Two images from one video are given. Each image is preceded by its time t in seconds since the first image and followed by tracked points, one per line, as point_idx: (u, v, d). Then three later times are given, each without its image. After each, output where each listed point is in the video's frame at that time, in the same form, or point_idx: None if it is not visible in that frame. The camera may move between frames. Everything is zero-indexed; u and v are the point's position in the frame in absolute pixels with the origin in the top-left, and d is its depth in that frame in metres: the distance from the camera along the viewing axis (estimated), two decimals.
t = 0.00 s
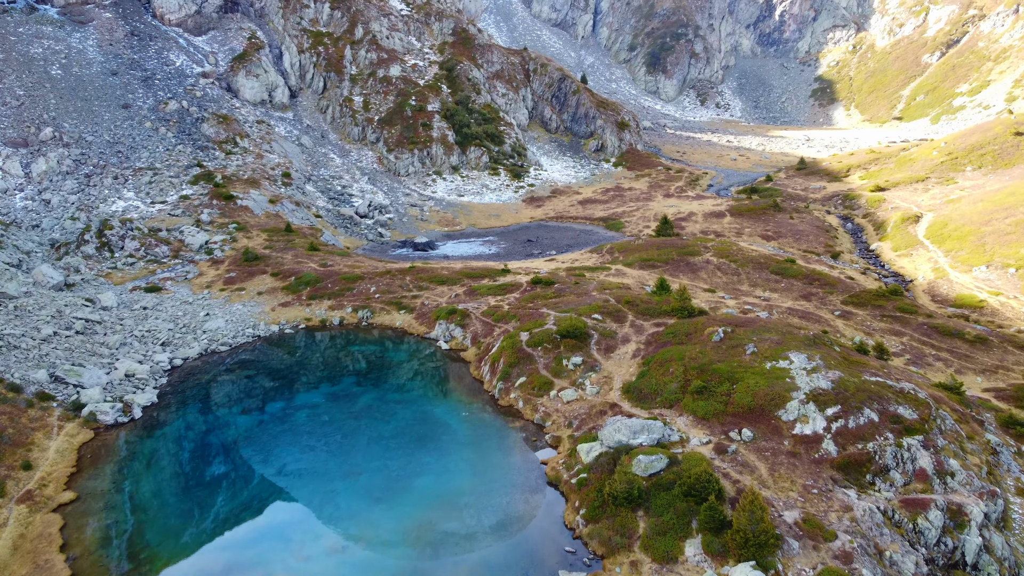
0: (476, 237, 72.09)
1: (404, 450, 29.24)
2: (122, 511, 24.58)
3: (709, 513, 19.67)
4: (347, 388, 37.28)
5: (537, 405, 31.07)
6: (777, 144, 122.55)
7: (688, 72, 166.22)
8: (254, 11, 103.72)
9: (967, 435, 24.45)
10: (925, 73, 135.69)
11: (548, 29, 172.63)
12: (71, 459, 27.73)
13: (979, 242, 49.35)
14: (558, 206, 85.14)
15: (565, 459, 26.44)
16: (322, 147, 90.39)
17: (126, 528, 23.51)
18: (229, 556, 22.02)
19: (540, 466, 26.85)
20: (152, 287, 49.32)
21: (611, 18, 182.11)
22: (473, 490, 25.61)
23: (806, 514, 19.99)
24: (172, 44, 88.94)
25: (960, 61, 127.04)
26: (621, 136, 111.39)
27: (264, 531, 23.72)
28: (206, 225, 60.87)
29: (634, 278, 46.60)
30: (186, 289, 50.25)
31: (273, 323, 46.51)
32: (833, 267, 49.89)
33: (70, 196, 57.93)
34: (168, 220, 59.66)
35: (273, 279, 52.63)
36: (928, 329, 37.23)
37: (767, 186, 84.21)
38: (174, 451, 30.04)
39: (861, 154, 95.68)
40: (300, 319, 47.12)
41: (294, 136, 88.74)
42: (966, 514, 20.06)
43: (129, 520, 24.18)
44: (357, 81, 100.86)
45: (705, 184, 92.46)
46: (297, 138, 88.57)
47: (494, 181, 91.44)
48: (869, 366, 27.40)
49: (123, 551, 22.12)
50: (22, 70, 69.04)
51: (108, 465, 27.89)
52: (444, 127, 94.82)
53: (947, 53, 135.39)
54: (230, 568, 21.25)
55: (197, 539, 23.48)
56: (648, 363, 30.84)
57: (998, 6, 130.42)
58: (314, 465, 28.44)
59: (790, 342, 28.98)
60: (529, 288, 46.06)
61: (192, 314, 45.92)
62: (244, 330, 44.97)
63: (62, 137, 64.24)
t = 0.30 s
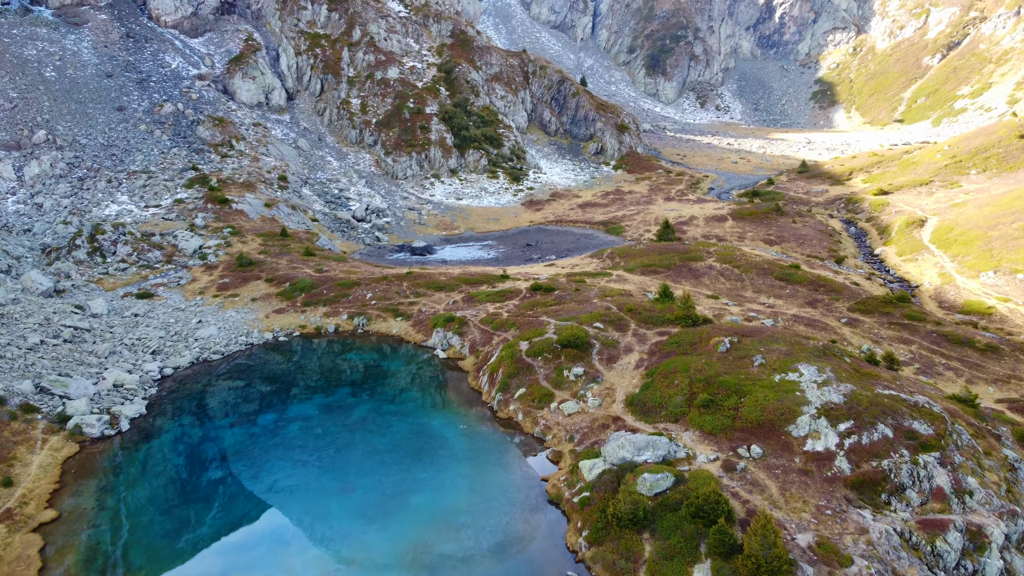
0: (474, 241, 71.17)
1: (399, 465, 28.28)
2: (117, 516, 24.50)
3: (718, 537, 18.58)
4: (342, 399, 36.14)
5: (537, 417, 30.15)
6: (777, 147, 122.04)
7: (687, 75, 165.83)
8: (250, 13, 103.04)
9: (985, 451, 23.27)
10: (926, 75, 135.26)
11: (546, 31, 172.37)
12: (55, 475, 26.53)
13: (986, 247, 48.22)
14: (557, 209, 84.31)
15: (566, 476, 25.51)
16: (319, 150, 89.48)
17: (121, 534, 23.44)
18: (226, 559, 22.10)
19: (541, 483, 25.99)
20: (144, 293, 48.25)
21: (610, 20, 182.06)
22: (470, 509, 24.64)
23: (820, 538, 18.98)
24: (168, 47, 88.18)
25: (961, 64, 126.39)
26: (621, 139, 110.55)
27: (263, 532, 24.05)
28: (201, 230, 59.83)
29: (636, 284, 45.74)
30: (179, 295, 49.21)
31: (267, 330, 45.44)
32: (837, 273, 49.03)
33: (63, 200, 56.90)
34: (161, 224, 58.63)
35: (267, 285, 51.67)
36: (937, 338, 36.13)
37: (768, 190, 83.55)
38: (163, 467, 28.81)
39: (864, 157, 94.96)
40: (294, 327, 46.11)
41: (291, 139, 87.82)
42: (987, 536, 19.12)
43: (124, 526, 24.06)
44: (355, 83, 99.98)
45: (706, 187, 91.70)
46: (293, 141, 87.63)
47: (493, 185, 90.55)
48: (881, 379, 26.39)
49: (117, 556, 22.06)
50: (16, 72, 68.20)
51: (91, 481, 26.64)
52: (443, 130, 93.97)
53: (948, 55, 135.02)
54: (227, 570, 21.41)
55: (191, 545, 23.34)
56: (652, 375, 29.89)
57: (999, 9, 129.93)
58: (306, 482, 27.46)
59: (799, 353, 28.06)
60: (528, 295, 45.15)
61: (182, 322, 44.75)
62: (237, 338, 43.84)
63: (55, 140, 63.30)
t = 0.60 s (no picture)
0: (471, 246, 70.15)
1: (392, 483, 27.12)
2: (109, 524, 23.73)
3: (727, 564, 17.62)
4: (334, 411, 34.81)
5: (535, 431, 29.26)
6: (776, 150, 121.66)
7: (685, 77, 165.61)
8: (245, 15, 102.01)
9: (1001, 467, 22.13)
10: (924, 78, 135.12)
11: (543, 34, 172.11)
12: (33, 492, 24.69)
13: (990, 252, 47.34)
14: (555, 213, 83.42)
15: (566, 494, 24.55)
16: (314, 153, 88.35)
17: (115, 541, 22.79)
18: (222, 561, 22.28)
19: (540, 501, 25.03)
20: (132, 300, 46.87)
21: (607, 23, 182.11)
22: (466, 529, 23.50)
23: (835, 564, 17.74)
24: (162, 49, 87.05)
25: (960, 66, 126.10)
26: (618, 142, 109.80)
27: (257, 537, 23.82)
28: (192, 234, 58.59)
29: (636, 291, 44.87)
30: (169, 302, 47.93)
31: (258, 338, 44.17)
32: (840, 278, 48.23)
33: (52, 204, 55.59)
34: (153, 229, 57.40)
35: (259, 291, 50.57)
36: (944, 346, 35.20)
37: (768, 193, 82.99)
38: (145, 484, 27.02)
39: (864, 160, 94.46)
40: (286, 334, 44.95)
41: (285, 142, 86.68)
42: (1008, 559, 17.96)
43: (117, 534, 23.33)
44: (350, 85, 98.88)
45: (704, 190, 91.02)
46: (288, 144, 86.46)
47: (490, 188, 89.60)
48: (891, 392, 25.40)
49: (110, 563, 21.48)
50: (5, 74, 66.90)
51: (72, 499, 24.86)
52: (439, 133, 93.05)
53: (946, 57, 134.91)
54: (224, 570, 21.73)
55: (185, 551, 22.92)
56: (653, 387, 28.96)
57: (998, 11, 129.90)
58: (294, 500, 26.25)
59: (805, 365, 27.15)
60: (526, 302, 44.21)
61: (171, 331, 43.33)
62: (227, 346, 42.46)
63: (45, 143, 62.05)
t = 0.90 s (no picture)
0: (465, 250, 69.10)
1: (382, 501, 25.88)
2: (101, 531, 23.13)
3: None
4: (324, 424, 33.35)
5: (531, 446, 28.24)
6: (772, 153, 121.48)
7: (680, 80, 165.54)
8: (237, 16, 100.75)
9: (1017, 485, 21.15)
10: (920, 80, 135.40)
11: (538, 36, 171.87)
12: (8, 512, 22.98)
13: (992, 257, 46.73)
14: (550, 216, 82.56)
15: (564, 513, 23.48)
16: (306, 156, 87.04)
17: (106, 548, 22.25)
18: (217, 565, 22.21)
19: (538, 521, 23.93)
20: (119, 307, 45.33)
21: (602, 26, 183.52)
22: (459, 551, 22.35)
23: None
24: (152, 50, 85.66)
25: (956, 69, 126.40)
26: (614, 145, 109.12)
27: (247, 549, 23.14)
28: (181, 239, 57.17)
29: (634, 297, 43.99)
30: (156, 309, 46.45)
31: (246, 347, 42.76)
32: (840, 284, 47.53)
33: (39, 208, 54.04)
34: (141, 233, 55.92)
35: (249, 298, 49.26)
36: (949, 354, 34.40)
37: (765, 197, 82.54)
38: (128, 500, 25.49)
39: (861, 163, 94.18)
40: (276, 342, 43.60)
41: (277, 145, 85.34)
42: None
43: (108, 541, 22.75)
44: (343, 87, 97.67)
45: (701, 194, 90.38)
46: (280, 147, 85.11)
47: (484, 192, 88.57)
48: (901, 405, 24.47)
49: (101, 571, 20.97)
50: None
51: (49, 519, 23.16)
52: (433, 135, 92.01)
53: (942, 60, 135.24)
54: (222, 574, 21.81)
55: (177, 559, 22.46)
56: (654, 400, 27.97)
57: (993, 14, 130.36)
58: (279, 518, 24.97)
59: (811, 377, 26.20)
60: (521, 309, 43.18)
61: (156, 339, 41.83)
62: (214, 355, 40.97)
63: (32, 146, 60.49)
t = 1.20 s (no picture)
0: (459, 255, 68.03)
1: (373, 520, 24.62)
2: (92, 537, 22.63)
3: None
4: (313, 437, 31.87)
5: (527, 461, 27.17)
6: (768, 155, 121.21)
7: (675, 83, 165.44)
8: (228, 18, 99.43)
9: None
10: (916, 83, 135.68)
11: (533, 39, 171.51)
12: None
13: (994, 261, 46.14)
14: (545, 220, 81.64)
15: (561, 533, 22.42)
16: (298, 159, 85.70)
17: (96, 556, 21.76)
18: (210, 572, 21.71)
19: (535, 542, 22.81)
20: (104, 314, 43.77)
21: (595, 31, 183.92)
22: None
23: None
24: (142, 52, 84.21)
25: (951, 71, 126.84)
26: (609, 147, 108.47)
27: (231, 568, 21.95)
28: (170, 244, 55.70)
29: (631, 304, 43.04)
30: (142, 316, 44.97)
31: (234, 355, 41.39)
32: (840, 289, 46.85)
33: (24, 212, 52.38)
34: (129, 238, 54.38)
35: (237, 305, 47.90)
36: (955, 362, 33.60)
37: (762, 200, 82.02)
38: (118, 508, 24.79)
39: (859, 166, 93.90)
40: (265, 351, 42.27)
41: (269, 147, 83.95)
42: None
43: (99, 548, 22.24)
44: (335, 89, 96.47)
45: (698, 197, 89.73)
46: (271, 149, 83.75)
47: (479, 195, 87.51)
48: (911, 420, 23.56)
49: None
50: None
51: (22, 541, 21.57)
52: (426, 138, 90.91)
53: (937, 62, 135.56)
54: None
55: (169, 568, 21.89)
56: (655, 414, 26.95)
57: (988, 17, 130.87)
58: (263, 537, 23.63)
59: (818, 390, 25.28)
60: (517, 317, 42.12)
61: (140, 348, 40.32)
62: (200, 365, 39.51)
63: (18, 149, 58.80)
